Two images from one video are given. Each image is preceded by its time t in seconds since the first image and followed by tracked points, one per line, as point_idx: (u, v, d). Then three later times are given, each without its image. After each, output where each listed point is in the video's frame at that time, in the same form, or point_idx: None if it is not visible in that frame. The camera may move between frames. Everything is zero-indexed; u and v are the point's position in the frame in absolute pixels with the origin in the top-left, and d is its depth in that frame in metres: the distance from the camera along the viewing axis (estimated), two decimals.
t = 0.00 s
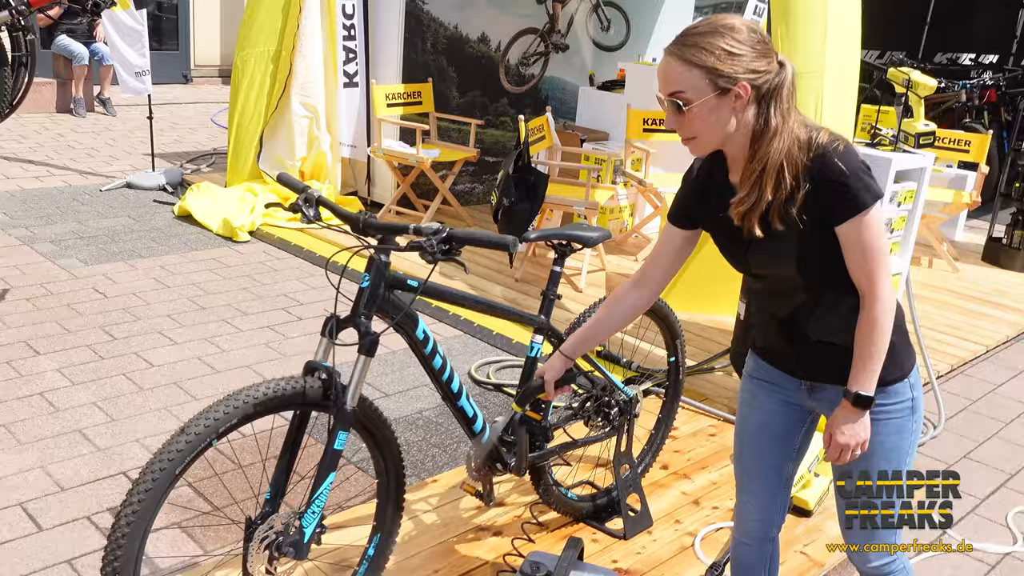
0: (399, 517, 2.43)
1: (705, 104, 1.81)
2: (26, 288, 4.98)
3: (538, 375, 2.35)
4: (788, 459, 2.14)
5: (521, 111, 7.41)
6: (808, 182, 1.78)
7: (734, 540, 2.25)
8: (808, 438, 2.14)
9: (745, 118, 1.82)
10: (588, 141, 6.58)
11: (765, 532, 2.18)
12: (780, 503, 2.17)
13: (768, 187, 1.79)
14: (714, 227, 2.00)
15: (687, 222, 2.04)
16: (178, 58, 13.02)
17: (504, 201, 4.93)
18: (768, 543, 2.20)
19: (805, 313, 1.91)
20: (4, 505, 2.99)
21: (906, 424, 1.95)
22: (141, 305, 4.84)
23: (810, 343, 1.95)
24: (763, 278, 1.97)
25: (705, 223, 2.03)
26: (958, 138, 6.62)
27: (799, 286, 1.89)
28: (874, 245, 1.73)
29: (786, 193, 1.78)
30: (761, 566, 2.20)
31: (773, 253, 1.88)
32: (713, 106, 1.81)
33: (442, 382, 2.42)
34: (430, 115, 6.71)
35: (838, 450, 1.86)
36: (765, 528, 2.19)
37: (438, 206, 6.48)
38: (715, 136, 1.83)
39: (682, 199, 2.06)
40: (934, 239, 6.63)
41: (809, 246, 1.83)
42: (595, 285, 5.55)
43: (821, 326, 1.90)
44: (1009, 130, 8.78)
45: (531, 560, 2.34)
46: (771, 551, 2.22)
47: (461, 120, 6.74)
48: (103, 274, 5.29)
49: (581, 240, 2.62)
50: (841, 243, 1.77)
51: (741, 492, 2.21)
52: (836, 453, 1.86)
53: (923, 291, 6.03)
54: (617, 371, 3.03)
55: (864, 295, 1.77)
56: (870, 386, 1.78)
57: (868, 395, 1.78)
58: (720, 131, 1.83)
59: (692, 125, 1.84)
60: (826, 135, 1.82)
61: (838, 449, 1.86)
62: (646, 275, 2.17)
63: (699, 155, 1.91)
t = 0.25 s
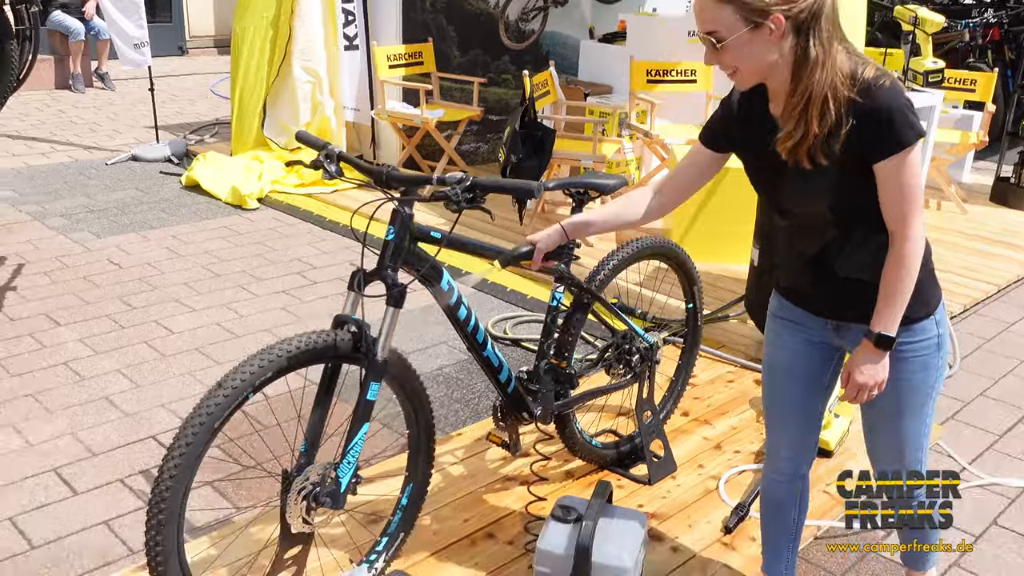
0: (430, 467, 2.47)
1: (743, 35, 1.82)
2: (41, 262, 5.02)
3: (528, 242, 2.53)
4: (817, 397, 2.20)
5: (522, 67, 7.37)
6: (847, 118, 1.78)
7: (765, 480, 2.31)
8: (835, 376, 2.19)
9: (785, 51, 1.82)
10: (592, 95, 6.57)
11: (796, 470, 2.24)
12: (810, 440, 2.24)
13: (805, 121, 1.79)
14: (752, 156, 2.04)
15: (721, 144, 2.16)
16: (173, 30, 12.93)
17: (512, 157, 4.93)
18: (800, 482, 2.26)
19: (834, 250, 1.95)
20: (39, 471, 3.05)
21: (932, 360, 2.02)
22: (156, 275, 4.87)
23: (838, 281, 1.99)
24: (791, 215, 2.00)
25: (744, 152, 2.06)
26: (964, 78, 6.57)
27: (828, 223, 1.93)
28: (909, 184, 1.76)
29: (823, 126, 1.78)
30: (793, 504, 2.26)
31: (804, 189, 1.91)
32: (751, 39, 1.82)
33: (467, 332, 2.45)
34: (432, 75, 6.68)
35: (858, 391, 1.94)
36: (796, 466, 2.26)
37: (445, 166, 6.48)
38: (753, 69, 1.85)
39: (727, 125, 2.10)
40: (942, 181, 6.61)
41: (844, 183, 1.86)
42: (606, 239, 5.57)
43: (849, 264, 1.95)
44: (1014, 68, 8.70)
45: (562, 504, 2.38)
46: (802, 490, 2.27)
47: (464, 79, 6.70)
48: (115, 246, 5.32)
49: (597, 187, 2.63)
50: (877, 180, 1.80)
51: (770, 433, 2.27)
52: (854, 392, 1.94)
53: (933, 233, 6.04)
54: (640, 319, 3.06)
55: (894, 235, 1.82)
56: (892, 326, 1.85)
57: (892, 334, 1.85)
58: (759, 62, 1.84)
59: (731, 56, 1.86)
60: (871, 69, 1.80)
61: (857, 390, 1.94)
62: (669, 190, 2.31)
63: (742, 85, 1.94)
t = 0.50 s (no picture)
0: (447, 439, 2.49)
1: None
2: (70, 247, 5.09)
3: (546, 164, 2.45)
4: (839, 364, 2.20)
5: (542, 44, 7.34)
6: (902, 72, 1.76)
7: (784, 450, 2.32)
8: (856, 344, 2.20)
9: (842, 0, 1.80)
10: (613, 70, 6.55)
11: (816, 440, 2.24)
12: (831, 409, 2.24)
13: (861, 71, 1.76)
14: (792, 110, 2.05)
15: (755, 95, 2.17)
16: (196, 16, 12.99)
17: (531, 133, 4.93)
18: (820, 452, 2.27)
19: (863, 212, 1.97)
20: (69, 449, 3.11)
21: (957, 327, 2.02)
22: (182, 257, 4.93)
23: (863, 244, 2.00)
24: (822, 173, 2.02)
25: (783, 105, 2.08)
26: (991, 44, 6.46)
27: (857, 184, 1.94)
28: (947, 147, 1.76)
29: (877, 77, 1.76)
30: (812, 473, 2.27)
31: (843, 144, 1.92)
32: None
33: (482, 305, 2.46)
34: (451, 54, 6.68)
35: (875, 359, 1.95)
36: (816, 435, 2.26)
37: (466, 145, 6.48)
38: (805, 17, 1.83)
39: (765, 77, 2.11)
40: (970, 149, 6.51)
41: (879, 144, 1.87)
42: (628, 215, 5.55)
43: (877, 228, 1.96)
44: None
45: (578, 475, 2.39)
46: (822, 460, 2.28)
47: (484, 57, 6.69)
48: (142, 230, 5.39)
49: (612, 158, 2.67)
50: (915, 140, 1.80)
51: (790, 402, 2.27)
52: (872, 360, 1.95)
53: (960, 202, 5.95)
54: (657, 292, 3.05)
55: (926, 199, 1.83)
56: (915, 293, 1.87)
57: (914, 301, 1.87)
58: (813, 11, 1.82)
59: (783, 7, 1.85)
60: (925, 25, 1.79)
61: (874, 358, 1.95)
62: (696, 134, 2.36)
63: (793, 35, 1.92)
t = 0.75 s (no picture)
0: (450, 435, 2.51)
1: None
2: (111, 227, 5.21)
3: (596, 196, 2.54)
4: (858, 384, 2.16)
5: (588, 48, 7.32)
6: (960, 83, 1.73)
7: (792, 467, 2.28)
8: (875, 365, 2.16)
9: (903, 9, 1.76)
10: (656, 77, 6.54)
11: (827, 459, 2.20)
12: (844, 429, 2.20)
13: (926, 81, 1.73)
14: (836, 118, 2.01)
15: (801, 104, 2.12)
16: (254, 8, 13.20)
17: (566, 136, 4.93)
18: (829, 473, 2.22)
19: (897, 228, 1.92)
20: (89, 424, 3.19)
21: (982, 355, 1.98)
22: (217, 243, 5.02)
23: (895, 262, 1.95)
24: (860, 184, 1.97)
25: (826, 114, 2.04)
26: None
27: (895, 198, 1.90)
28: (995, 164, 1.72)
29: (940, 88, 1.73)
30: (819, 493, 2.22)
31: (886, 155, 1.87)
32: None
33: (491, 304, 2.47)
34: (496, 54, 6.73)
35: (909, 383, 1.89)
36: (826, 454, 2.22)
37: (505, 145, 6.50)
38: (866, 27, 1.78)
39: (811, 86, 2.07)
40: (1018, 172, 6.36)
41: (922, 158, 1.82)
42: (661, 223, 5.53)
43: (911, 246, 1.91)
44: None
45: (577, 479, 2.39)
46: (830, 480, 2.23)
47: (527, 58, 6.70)
48: (182, 214, 5.50)
49: (630, 163, 2.68)
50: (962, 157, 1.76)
51: (803, 419, 2.23)
52: (906, 383, 1.89)
53: (1004, 226, 5.82)
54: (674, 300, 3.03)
55: (967, 219, 1.78)
56: (953, 316, 1.81)
57: (950, 323, 1.82)
58: (873, 20, 1.77)
59: (843, 15, 1.79)
60: (982, 40, 1.76)
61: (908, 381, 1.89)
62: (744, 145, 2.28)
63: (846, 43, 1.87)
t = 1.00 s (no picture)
0: (451, 433, 2.54)
1: None
2: (141, 225, 5.31)
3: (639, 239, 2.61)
4: (873, 388, 2.14)
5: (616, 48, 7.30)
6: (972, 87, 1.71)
7: (801, 469, 2.26)
8: (893, 370, 2.14)
9: (912, 16, 1.75)
10: (684, 77, 6.49)
11: (836, 462, 2.18)
12: (856, 433, 2.18)
13: (933, 84, 1.71)
14: (851, 126, 1.97)
15: (819, 117, 2.08)
16: (291, 9, 13.34)
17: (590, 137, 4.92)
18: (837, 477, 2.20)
19: (919, 234, 1.89)
20: (108, 417, 3.26)
21: (1004, 362, 1.95)
22: (242, 241, 5.09)
23: (917, 268, 1.92)
24: (879, 191, 1.94)
25: (844, 121, 2.01)
26: None
27: (915, 203, 1.86)
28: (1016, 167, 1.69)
29: (949, 92, 1.71)
30: (826, 497, 2.20)
31: (902, 160, 1.84)
32: (876, 3, 1.75)
33: (492, 303, 2.50)
34: (524, 54, 6.76)
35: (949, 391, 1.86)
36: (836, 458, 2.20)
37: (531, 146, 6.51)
38: (874, 35, 1.79)
39: (825, 95, 2.04)
40: None
41: (943, 161, 1.79)
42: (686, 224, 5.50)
43: (932, 251, 1.88)
44: None
45: (575, 477, 2.40)
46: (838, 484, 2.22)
47: (555, 58, 6.70)
48: (210, 212, 5.59)
49: (636, 164, 2.68)
50: (982, 159, 1.73)
51: (816, 421, 2.21)
52: (946, 391, 1.86)
53: None
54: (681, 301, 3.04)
55: (991, 223, 1.74)
56: (987, 323, 1.77)
57: (983, 331, 1.78)
58: (883, 27, 1.77)
59: (852, 25, 1.80)
60: (996, 41, 1.73)
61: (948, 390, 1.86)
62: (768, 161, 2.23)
63: (860, 50, 1.88)
